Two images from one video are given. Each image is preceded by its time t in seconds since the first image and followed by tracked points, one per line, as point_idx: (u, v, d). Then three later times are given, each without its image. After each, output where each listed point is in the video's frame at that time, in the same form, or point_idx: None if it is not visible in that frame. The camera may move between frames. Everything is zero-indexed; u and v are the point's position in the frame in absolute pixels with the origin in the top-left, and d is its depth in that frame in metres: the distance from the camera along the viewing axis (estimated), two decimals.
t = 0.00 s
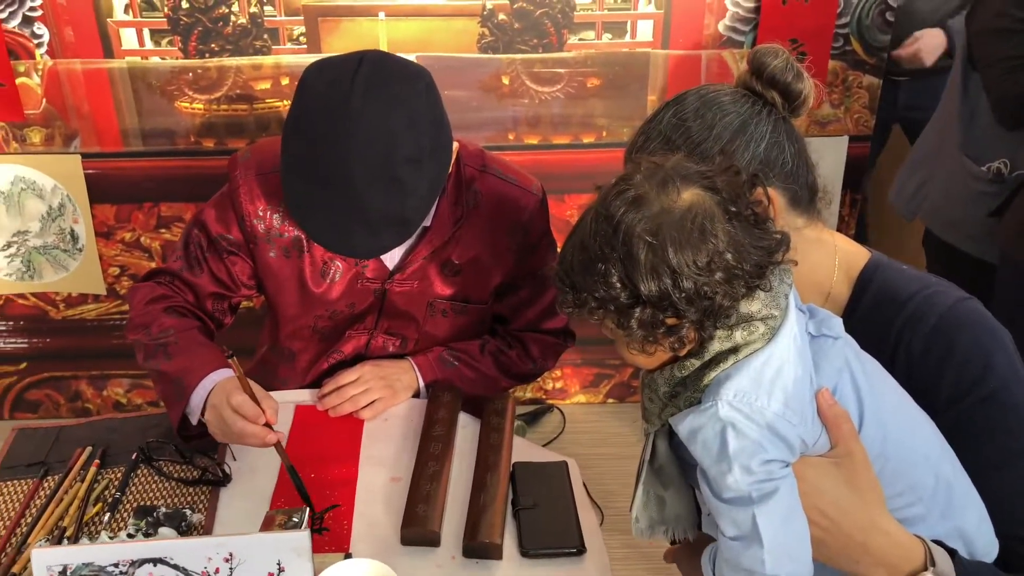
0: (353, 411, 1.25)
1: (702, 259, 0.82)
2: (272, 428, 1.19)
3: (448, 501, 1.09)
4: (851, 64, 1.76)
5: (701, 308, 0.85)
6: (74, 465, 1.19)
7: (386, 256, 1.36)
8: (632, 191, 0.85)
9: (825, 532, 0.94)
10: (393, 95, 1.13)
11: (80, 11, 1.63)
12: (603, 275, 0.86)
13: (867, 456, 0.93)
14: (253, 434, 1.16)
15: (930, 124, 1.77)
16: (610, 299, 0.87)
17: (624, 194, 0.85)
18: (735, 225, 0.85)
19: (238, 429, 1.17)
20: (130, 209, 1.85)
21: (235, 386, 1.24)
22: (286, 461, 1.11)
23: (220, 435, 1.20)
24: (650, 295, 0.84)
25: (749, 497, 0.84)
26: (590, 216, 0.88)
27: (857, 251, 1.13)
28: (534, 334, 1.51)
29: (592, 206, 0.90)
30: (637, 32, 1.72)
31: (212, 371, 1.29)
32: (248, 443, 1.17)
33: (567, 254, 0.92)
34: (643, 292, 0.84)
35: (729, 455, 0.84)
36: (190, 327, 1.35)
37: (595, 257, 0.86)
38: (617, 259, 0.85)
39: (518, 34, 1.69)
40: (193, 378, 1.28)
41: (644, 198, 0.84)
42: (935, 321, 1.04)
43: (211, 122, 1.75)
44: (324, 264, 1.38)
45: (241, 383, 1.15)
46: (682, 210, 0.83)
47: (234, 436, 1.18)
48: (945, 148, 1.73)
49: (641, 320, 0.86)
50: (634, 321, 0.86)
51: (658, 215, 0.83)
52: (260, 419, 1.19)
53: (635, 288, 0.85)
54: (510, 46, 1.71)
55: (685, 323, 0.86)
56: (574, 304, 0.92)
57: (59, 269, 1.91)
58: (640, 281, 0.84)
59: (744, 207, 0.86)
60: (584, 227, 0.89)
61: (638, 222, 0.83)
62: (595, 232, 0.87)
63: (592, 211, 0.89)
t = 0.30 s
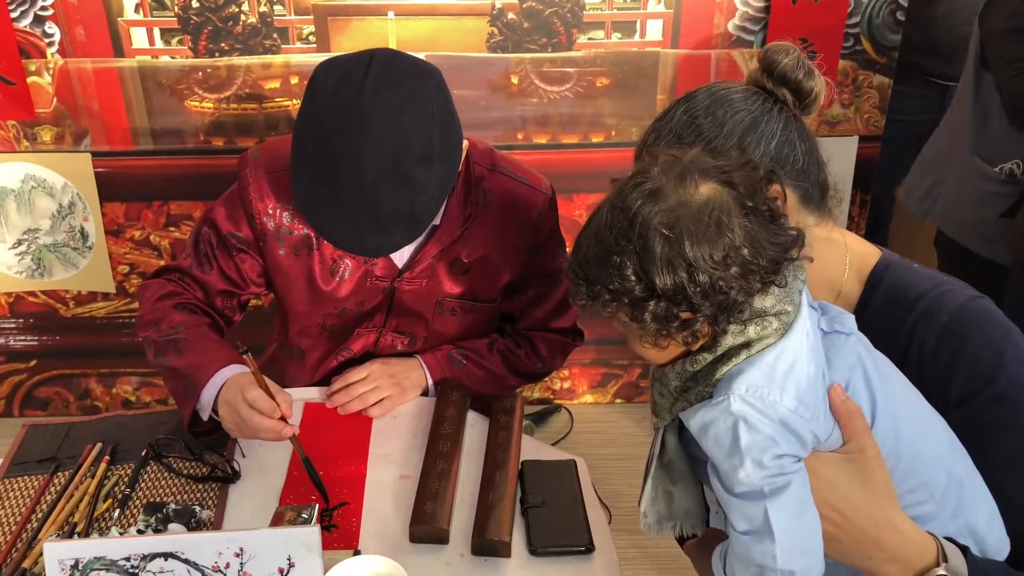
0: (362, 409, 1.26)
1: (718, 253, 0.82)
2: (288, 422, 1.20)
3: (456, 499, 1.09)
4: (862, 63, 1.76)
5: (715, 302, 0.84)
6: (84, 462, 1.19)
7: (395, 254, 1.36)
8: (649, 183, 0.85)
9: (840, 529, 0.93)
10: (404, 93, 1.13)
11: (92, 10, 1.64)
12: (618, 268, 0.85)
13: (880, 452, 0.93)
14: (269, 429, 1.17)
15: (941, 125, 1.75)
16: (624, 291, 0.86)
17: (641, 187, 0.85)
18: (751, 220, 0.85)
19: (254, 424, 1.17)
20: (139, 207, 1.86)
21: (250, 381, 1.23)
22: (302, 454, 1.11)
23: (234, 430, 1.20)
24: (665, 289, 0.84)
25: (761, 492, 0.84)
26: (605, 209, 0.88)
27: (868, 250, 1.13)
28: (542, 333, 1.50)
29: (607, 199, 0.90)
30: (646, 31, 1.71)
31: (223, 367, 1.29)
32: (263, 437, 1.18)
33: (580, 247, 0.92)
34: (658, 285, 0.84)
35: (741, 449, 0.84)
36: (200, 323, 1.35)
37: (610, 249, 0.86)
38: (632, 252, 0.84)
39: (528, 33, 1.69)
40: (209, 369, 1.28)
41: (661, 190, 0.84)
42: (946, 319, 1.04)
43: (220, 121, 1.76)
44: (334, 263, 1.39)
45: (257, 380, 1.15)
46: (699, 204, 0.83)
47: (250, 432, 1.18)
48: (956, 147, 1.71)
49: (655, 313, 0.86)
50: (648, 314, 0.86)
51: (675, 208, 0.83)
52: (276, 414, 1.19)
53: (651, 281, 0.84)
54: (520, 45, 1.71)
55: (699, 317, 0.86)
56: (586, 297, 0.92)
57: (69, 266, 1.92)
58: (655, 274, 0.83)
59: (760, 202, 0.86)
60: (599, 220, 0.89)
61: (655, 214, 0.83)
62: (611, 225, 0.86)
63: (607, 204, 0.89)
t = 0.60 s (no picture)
0: (369, 408, 1.26)
1: (725, 250, 0.82)
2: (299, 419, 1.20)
3: (463, 497, 1.09)
4: (870, 60, 1.76)
5: (722, 300, 0.84)
6: (94, 461, 1.20)
7: (403, 253, 1.36)
8: (657, 181, 0.85)
9: (845, 526, 0.94)
10: (411, 93, 1.13)
11: (101, 11, 1.65)
12: (625, 265, 0.85)
13: (886, 450, 0.93)
14: (280, 426, 1.17)
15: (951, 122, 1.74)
16: (631, 289, 0.86)
17: (649, 185, 0.85)
18: (758, 218, 0.84)
19: (265, 422, 1.18)
20: (148, 207, 1.87)
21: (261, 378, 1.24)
22: (313, 451, 1.12)
23: (245, 428, 1.20)
24: (672, 286, 0.84)
25: (767, 489, 0.84)
26: (613, 207, 0.88)
27: (874, 247, 1.13)
28: (549, 331, 1.51)
29: (614, 197, 0.90)
30: (653, 29, 1.71)
31: (233, 365, 1.30)
32: (274, 434, 1.18)
33: (587, 245, 0.92)
34: (665, 283, 0.84)
35: (748, 446, 0.84)
36: (208, 322, 1.36)
37: (617, 246, 0.86)
38: (640, 249, 0.84)
39: (535, 32, 1.69)
40: (217, 369, 1.29)
41: (669, 188, 0.84)
42: (952, 316, 1.04)
43: (228, 121, 1.77)
44: (341, 262, 1.39)
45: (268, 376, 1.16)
46: (707, 202, 0.83)
47: (262, 430, 1.19)
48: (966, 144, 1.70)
49: (661, 310, 0.86)
50: (654, 311, 0.86)
51: (683, 206, 0.83)
52: (288, 411, 1.20)
53: (658, 278, 0.84)
54: (527, 44, 1.71)
55: (705, 315, 0.86)
56: (593, 294, 0.92)
57: (79, 266, 1.93)
58: (662, 271, 0.83)
59: (767, 201, 0.86)
60: (606, 218, 0.89)
61: (663, 212, 0.83)
62: (618, 222, 0.86)
63: (614, 201, 0.89)
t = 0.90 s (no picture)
0: (374, 405, 1.26)
1: (727, 246, 0.82)
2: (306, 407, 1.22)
3: (468, 494, 1.09)
4: (875, 56, 1.75)
5: (724, 296, 0.84)
6: (101, 459, 1.20)
7: (407, 252, 1.37)
8: (658, 178, 0.85)
9: (853, 522, 0.93)
10: (415, 91, 1.13)
11: (107, 12, 1.66)
12: (627, 263, 0.85)
13: (892, 445, 0.93)
14: (290, 414, 1.19)
15: (959, 119, 1.73)
16: (633, 285, 0.86)
17: (650, 182, 0.85)
18: (760, 214, 0.84)
19: (274, 411, 1.20)
20: (154, 207, 1.88)
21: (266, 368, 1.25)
22: (323, 439, 1.14)
23: (254, 419, 1.21)
24: (674, 282, 0.83)
25: (773, 484, 0.84)
26: (615, 205, 0.88)
27: (879, 243, 1.13)
28: (554, 329, 1.51)
29: (616, 196, 0.90)
30: (658, 26, 1.71)
31: (240, 358, 1.30)
32: (284, 423, 1.20)
33: (590, 242, 0.92)
34: (667, 279, 0.84)
35: (752, 442, 0.84)
36: (214, 318, 1.36)
37: (619, 243, 0.86)
38: (642, 246, 0.84)
39: (539, 30, 1.69)
40: (224, 362, 1.30)
41: (670, 185, 0.84)
42: (957, 312, 1.04)
43: (233, 120, 1.77)
44: (346, 260, 1.39)
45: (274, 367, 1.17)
46: (708, 198, 0.82)
47: (270, 419, 1.20)
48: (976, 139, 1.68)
49: (664, 307, 0.86)
50: (657, 308, 0.86)
51: (684, 202, 0.83)
52: (295, 399, 1.22)
53: (661, 276, 0.84)
54: (531, 42, 1.71)
55: (708, 311, 0.86)
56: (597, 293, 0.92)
57: (85, 266, 1.94)
58: (664, 268, 0.83)
59: (769, 197, 0.86)
60: (607, 217, 0.89)
61: (664, 208, 0.83)
62: (620, 219, 0.86)
63: (616, 199, 0.89)
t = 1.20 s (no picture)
0: (375, 406, 1.26)
1: (727, 252, 0.82)
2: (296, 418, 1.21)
3: (469, 494, 1.09)
4: (876, 55, 1.75)
5: (720, 303, 0.84)
6: (104, 460, 1.20)
7: (408, 253, 1.37)
8: (662, 180, 0.84)
9: (851, 520, 0.93)
10: (415, 93, 1.14)
11: (109, 15, 1.66)
12: (626, 264, 0.86)
13: (890, 444, 0.93)
14: (279, 426, 1.19)
15: (960, 117, 1.73)
16: (630, 286, 0.87)
17: (654, 184, 0.85)
18: (762, 222, 0.84)
19: (263, 421, 1.20)
20: (157, 209, 1.88)
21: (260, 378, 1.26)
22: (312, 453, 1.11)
23: (247, 428, 1.22)
24: (671, 286, 0.84)
25: (770, 483, 0.84)
26: (616, 204, 0.88)
27: (878, 242, 1.13)
28: (556, 329, 1.51)
29: (617, 195, 0.90)
30: (658, 26, 1.71)
31: (236, 366, 1.31)
32: (276, 435, 1.19)
33: (591, 238, 0.92)
34: (664, 282, 0.84)
35: (750, 441, 0.84)
36: (214, 322, 1.37)
37: (619, 244, 0.86)
38: (642, 248, 0.85)
39: (540, 30, 1.69)
40: (222, 368, 1.30)
41: (674, 188, 0.83)
42: (956, 310, 1.04)
43: (236, 122, 1.78)
44: (347, 261, 1.40)
45: (267, 376, 1.17)
46: (710, 204, 0.82)
47: (261, 428, 1.20)
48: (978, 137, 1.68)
49: (660, 309, 0.86)
50: (654, 310, 0.86)
51: (686, 207, 0.82)
52: (286, 410, 1.21)
53: (658, 278, 0.84)
54: (532, 42, 1.71)
55: (704, 315, 0.86)
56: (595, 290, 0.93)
57: (88, 268, 1.94)
58: (662, 271, 0.84)
59: (773, 204, 0.85)
60: (608, 216, 0.90)
61: (666, 212, 0.83)
62: (620, 220, 0.87)
63: (619, 196, 0.89)
